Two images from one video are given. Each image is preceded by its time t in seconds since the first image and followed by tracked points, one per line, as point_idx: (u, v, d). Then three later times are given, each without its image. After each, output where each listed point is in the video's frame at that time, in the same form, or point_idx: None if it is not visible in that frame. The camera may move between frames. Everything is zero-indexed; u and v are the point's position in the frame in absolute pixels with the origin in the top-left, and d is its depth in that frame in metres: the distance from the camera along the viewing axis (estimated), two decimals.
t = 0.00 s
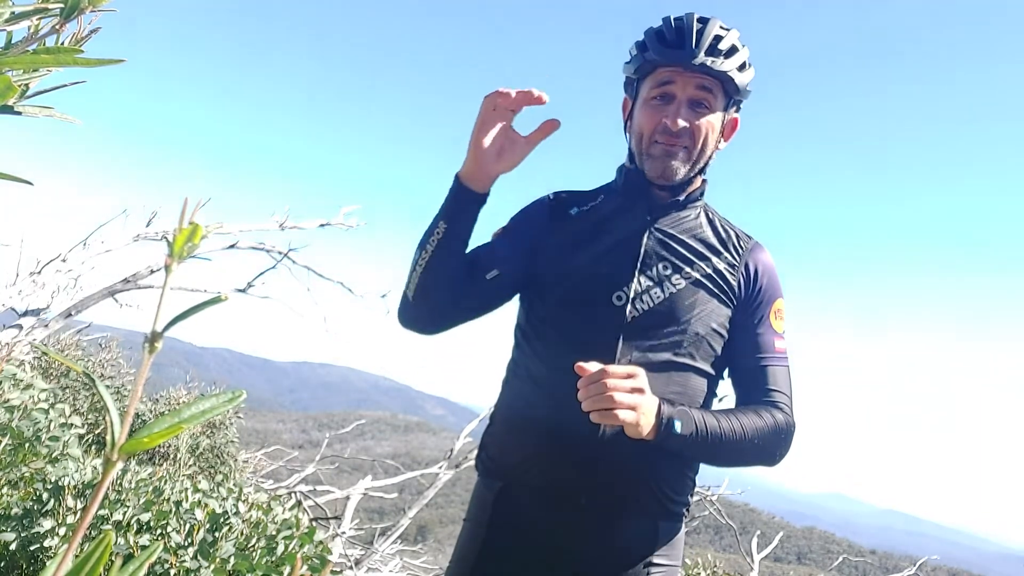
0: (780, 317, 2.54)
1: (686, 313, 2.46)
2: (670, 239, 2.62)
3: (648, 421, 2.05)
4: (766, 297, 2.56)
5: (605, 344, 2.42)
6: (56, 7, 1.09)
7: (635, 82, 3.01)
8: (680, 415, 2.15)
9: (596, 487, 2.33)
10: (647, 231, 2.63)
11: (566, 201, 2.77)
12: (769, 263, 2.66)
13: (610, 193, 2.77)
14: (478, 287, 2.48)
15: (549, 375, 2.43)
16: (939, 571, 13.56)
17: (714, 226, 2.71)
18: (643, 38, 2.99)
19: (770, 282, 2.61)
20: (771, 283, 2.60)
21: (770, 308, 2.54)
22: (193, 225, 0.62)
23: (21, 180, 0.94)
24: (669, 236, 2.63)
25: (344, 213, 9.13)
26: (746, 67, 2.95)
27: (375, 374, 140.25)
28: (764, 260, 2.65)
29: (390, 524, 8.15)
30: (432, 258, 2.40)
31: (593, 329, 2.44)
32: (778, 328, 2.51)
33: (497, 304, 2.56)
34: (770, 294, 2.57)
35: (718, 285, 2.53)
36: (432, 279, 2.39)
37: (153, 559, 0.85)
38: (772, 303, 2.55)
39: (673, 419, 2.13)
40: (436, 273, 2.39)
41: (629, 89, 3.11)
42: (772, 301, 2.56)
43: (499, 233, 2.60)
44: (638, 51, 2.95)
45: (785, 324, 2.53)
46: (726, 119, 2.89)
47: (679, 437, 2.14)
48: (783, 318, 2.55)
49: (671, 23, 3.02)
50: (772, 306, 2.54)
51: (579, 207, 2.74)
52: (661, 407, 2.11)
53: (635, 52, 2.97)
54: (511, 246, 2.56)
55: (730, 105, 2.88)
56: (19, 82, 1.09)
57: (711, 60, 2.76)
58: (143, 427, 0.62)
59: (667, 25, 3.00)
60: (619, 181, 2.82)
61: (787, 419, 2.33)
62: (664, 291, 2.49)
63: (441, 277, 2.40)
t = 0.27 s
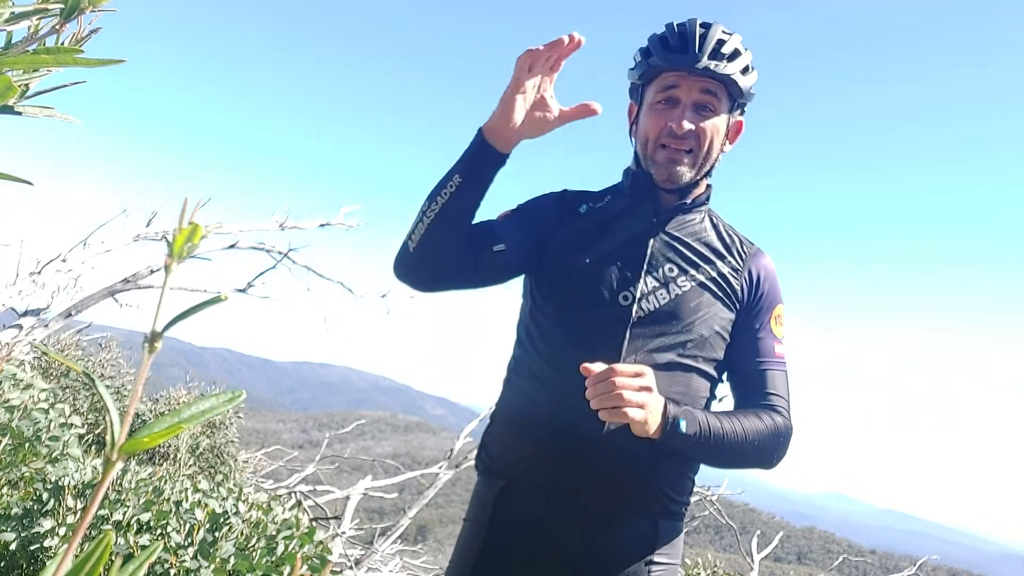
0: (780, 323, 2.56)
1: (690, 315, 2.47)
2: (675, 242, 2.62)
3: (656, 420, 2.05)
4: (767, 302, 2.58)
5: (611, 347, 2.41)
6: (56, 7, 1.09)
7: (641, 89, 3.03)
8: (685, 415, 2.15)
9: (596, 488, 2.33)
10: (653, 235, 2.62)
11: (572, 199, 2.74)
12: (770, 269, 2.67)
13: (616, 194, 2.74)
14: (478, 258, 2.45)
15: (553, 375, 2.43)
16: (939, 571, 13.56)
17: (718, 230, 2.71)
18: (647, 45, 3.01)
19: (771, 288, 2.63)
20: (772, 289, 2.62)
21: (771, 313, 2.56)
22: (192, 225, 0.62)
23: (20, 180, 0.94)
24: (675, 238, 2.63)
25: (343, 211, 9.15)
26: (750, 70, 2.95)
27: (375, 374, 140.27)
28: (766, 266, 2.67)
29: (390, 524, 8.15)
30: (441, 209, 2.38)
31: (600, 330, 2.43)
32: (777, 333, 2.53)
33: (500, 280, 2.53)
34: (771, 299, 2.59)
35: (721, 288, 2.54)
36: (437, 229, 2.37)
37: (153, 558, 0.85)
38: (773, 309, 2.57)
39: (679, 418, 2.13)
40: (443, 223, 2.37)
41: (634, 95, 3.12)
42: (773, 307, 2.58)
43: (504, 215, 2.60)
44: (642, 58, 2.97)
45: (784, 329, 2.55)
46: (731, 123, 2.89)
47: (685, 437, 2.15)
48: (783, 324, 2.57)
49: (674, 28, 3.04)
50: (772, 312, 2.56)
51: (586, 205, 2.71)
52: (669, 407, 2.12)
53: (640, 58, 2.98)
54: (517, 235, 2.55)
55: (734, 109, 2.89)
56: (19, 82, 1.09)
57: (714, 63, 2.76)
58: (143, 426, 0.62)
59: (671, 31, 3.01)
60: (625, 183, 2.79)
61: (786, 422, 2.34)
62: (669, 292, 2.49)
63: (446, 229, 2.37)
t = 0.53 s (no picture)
0: (781, 327, 2.57)
1: (692, 317, 2.47)
2: (678, 244, 2.62)
3: (662, 422, 2.05)
4: (768, 306, 2.59)
5: (614, 350, 2.41)
6: (56, 7, 1.09)
7: (643, 91, 3.03)
8: (688, 417, 2.15)
9: (597, 488, 2.33)
10: (657, 237, 2.62)
11: (577, 201, 2.74)
12: (771, 274, 2.68)
13: (620, 197, 2.74)
14: (481, 253, 2.43)
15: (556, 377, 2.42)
16: (939, 571, 13.57)
17: (720, 234, 2.71)
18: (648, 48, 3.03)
19: (772, 292, 2.63)
20: (773, 293, 2.62)
21: (771, 317, 2.57)
22: (192, 225, 0.62)
23: (20, 180, 0.94)
24: (678, 241, 2.63)
25: (342, 211, 9.18)
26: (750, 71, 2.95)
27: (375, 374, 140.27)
28: (767, 271, 2.67)
29: (390, 524, 8.14)
30: (447, 200, 2.39)
31: (603, 333, 2.43)
32: (778, 337, 2.53)
33: (503, 276, 2.53)
34: (772, 304, 2.60)
35: (723, 291, 2.54)
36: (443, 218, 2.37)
37: (153, 558, 0.85)
38: (773, 313, 2.58)
39: (682, 420, 2.13)
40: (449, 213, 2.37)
41: (636, 99, 3.12)
42: (774, 311, 2.59)
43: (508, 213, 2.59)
44: (644, 60, 2.98)
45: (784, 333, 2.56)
46: (733, 123, 2.88)
47: (688, 438, 2.15)
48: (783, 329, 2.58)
49: (675, 32, 3.05)
50: (773, 316, 2.57)
51: (590, 207, 2.71)
52: (674, 409, 2.12)
53: (641, 61, 3.00)
54: (521, 233, 2.55)
55: (736, 109, 2.88)
56: (19, 81, 1.09)
57: (715, 62, 2.77)
58: (143, 427, 0.62)
59: (672, 33, 3.02)
60: (628, 186, 2.78)
61: (786, 425, 2.34)
62: (672, 294, 2.49)
63: (451, 219, 2.37)
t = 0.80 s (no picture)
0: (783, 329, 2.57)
1: (691, 317, 2.47)
2: (678, 246, 2.62)
3: (658, 420, 2.05)
4: (769, 307, 2.58)
5: (613, 351, 2.40)
6: (55, 6, 1.09)
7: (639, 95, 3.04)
8: (686, 416, 2.15)
9: (597, 487, 2.33)
10: (657, 238, 2.62)
11: (579, 203, 2.74)
12: (772, 274, 2.68)
13: (621, 198, 2.74)
14: (478, 251, 2.42)
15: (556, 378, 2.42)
16: (939, 571, 13.60)
17: (721, 234, 2.71)
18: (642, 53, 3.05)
19: (773, 293, 2.63)
20: (774, 294, 2.62)
21: (773, 317, 2.56)
22: (192, 225, 0.62)
23: (20, 179, 0.94)
24: (678, 242, 2.63)
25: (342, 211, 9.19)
26: (742, 69, 2.94)
27: (375, 374, 140.24)
28: (768, 271, 2.67)
29: (390, 524, 8.14)
30: (441, 198, 2.39)
31: (602, 334, 2.43)
32: (779, 337, 2.53)
33: (503, 275, 2.52)
34: (773, 304, 2.60)
35: (723, 292, 2.54)
36: (437, 217, 2.37)
37: (153, 559, 0.85)
38: (774, 314, 2.58)
39: (679, 420, 2.13)
40: (444, 210, 2.37)
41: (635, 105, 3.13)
42: (775, 312, 2.59)
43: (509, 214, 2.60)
44: (637, 64, 3.00)
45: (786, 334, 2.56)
46: (729, 121, 2.86)
47: (686, 439, 2.15)
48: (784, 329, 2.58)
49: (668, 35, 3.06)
50: (774, 316, 2.57)
51: (592, 209, 2.71)
52: (670, 408, 2.12)
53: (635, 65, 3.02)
54: (522, 232, 2.55)
55: (732, 107, 2.86)
56: (19, 81, 1.09)
57: (703, 59, 2.77)
58: (143, 426, 0.62)
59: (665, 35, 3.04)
60: (628, 188, 2.78)
61: (787, 426, 2.34)
62: (671, 295, 2.49)
63: (446, 218, 2.37)
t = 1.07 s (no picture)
0: (784, 329, 2.57)
1: (691, 318, 2.47)
2: (678, 246, 2.62)
3: (656, 419, 2.05)
4: (770, 307, 2.58)
5: (611, 353, 2.40)
6: (55, 6, 1.09)
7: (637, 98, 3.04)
8: (685, 415, 2.15)
9: (597, 488, 2.33)
10: (657, 239, 2.62)
11: (580, 205, 2.75)
12: (773, 275, 2.68)
13: (621, 201, 2.74)
14: (475, 248, 2.42)
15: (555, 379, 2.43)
16: (939, 571, 13.60)
17: (721, 235, 2.71)
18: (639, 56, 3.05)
19: (774, 293, 2.63)
20: (775, 294, 2.62)
21: (774, 317, 2.56)
22: (192, 226, 0.62)
23: (20, 180, 0.94)
24: (678, 242, 2.63)
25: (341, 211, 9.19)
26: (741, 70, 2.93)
27: (375, 374, 140.26)
28: (768, 272, 2.67)
29: (390, 524, 8.14)
30: (436, 196, 2.38)
31: (600, 336, 2.43)
32: (780, 337, 2.53)
33: (500, 274, 2.51)
34: (774, 304, 2.60)
35: (723, 292, 2.54)
36: (432, 215, 2.37)
37: (153, 559, 0.85)
38: (775, 314, 2.58)
39: (678, 419, 2.13)
40: (439, 208, 2.37)
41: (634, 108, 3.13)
42: (776, 312, 2.58)
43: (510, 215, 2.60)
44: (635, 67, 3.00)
45: (787, 334, 2.56)
46: (727, 123, 2.85)
47: (685, 438, 2.15)
48: (786, 330, 2.57)
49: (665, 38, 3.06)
50: (775, 316, 2.57)
51: (593, 211, 2.71)
52: (667, 407, 2.12)
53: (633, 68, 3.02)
54: (521, 232, 2.55)
55: (730, 108, 2.86)
56: (19, 82, 1.09)
57: (700, 62, 2.77)
58: (143, 427, 0.62)
59: (662, 37, 3.03)
60: (628, 190, 2.78)
61: (788, 426, 2.34)
62: (670, 295, 2.49)
63: (443, 214, 2.37)
